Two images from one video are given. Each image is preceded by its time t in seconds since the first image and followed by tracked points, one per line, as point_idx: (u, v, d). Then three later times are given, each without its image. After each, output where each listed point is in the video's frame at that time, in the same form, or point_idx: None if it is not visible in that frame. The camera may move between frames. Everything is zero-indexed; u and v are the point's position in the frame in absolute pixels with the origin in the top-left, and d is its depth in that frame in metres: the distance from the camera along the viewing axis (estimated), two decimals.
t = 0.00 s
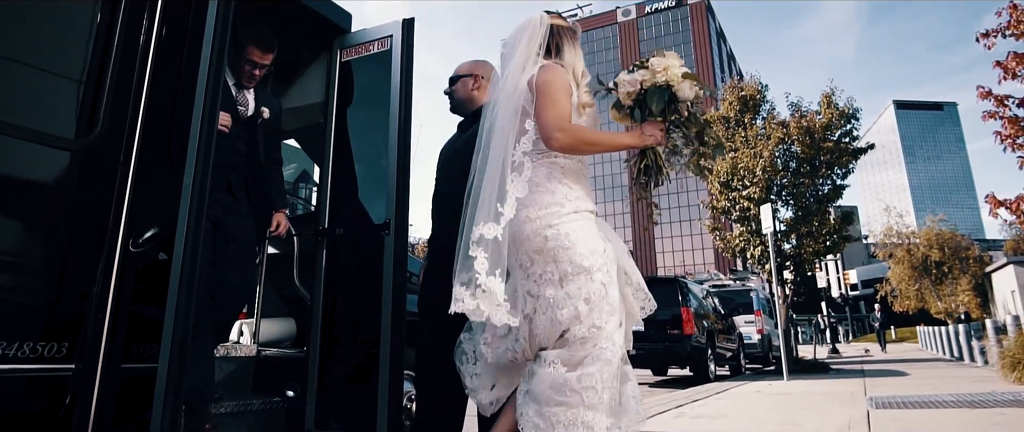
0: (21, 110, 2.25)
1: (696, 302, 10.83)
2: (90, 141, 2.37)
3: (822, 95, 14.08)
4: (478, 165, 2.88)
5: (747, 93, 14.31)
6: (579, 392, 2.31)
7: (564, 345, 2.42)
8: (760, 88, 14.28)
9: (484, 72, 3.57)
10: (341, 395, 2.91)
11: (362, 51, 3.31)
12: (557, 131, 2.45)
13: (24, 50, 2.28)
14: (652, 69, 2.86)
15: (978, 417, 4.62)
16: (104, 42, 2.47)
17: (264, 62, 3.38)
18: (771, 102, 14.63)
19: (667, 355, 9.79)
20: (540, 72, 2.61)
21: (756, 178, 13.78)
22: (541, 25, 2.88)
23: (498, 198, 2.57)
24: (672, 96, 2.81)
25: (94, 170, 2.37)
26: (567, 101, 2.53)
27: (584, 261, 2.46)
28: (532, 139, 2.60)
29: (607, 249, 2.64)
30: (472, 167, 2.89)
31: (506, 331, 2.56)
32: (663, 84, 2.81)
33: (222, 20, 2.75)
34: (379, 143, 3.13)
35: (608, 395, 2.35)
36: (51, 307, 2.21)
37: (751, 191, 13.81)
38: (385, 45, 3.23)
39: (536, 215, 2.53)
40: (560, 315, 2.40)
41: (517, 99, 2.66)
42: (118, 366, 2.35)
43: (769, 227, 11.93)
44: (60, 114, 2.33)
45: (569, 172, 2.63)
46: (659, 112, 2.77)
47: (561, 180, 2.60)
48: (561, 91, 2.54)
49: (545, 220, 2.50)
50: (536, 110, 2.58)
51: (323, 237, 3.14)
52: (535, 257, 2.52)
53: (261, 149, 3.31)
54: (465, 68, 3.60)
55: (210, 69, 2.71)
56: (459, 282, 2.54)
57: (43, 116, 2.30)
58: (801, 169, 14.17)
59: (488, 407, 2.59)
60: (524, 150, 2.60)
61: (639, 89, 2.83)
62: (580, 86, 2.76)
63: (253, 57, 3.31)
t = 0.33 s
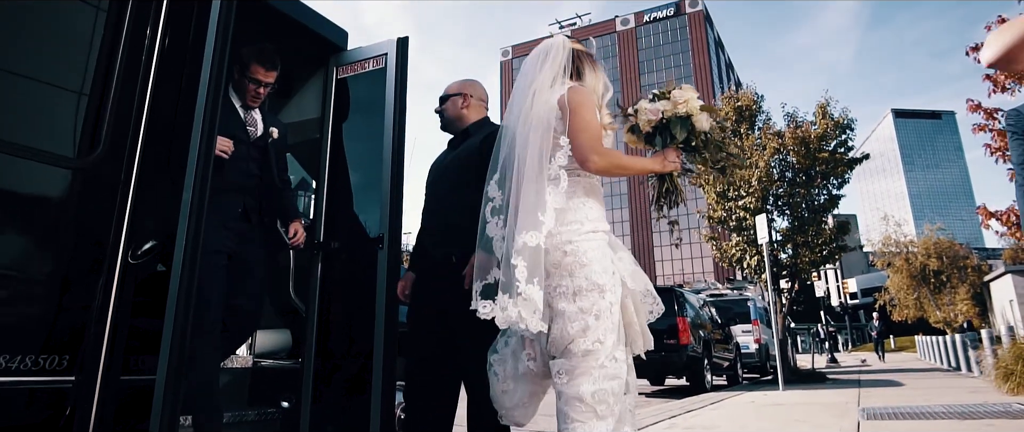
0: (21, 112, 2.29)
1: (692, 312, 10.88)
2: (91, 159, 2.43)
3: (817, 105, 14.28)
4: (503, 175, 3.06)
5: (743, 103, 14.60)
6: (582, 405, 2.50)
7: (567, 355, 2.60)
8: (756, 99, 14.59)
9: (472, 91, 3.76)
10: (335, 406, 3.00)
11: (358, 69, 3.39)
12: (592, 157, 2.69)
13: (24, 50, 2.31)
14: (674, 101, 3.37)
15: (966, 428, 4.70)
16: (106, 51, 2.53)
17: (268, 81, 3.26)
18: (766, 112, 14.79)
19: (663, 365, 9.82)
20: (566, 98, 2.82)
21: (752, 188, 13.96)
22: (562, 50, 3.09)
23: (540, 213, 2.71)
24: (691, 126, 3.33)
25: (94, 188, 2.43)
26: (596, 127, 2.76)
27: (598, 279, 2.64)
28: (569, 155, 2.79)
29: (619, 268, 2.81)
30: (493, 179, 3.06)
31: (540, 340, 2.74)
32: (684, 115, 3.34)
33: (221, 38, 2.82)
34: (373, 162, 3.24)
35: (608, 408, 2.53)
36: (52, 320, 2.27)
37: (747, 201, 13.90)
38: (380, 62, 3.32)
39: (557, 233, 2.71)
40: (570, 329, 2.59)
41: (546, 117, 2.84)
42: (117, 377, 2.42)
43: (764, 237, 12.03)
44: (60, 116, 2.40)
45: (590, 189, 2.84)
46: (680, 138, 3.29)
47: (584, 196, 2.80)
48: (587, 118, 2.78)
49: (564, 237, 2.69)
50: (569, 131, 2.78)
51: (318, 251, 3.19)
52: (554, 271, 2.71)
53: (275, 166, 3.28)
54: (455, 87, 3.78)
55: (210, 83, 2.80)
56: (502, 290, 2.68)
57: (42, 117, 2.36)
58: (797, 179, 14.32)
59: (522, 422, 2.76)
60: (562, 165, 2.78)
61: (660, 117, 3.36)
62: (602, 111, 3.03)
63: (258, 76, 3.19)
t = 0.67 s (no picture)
0: (21, 112, 2.32)
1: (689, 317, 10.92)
2: (95, 177, 2.46)
3: (814, 111, 14.31)
4: (523, 191, 3.39)
5: (740, 109, 14.49)
6: (576, 405, 2.87)
7: (569, 360, 2.97)
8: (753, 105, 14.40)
9: (462, 105, 3.84)
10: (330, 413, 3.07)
11: (354, 82, 3.45)
12: (622, 182, 3.13)
13: (24, 49, 2.35)
14: (690, 132, 3.95)
15: None
16: (110, 61, 2.59)
17: (275, 96, 3.34)
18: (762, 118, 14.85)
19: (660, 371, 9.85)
20: (595, 124, 3.20)
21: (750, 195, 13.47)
22: (581, 78, 3.50)
23: (568, 234, 3.11)
24: (703, 153, 3.91)
25: (98, 203, 2.47)
26: (622, 156, 3.19)
27: (611, 297, 2.99)
28: (602, 175, 3.15)
29: (631, 286, 3.11)
30: (515, 193, 3.38)
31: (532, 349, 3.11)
32: (698, 145, 3.92)
33: (221, 56, 2.88)
34: (370, 169, 3.31)
35: (601, 412, 2.86)
36: (56, 327, 2.32)
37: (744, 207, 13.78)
38: (376, 76, 3.41)
39: (576, 250, 3.06)
40: (579, 338, 2.94)
41: (573, 142, 3.20)
42: (118, 385, 2.50)
43: (760, 242, 12.12)
44: (60, 118, 2.43)
45: (610, 209, 3.24)
46: (694, 166, 3.86)
47: (602, 216, 3.15)
48: (614, 146, 3.20)
49: (584, 256, 3.02)
50: (601, 154, 3.16)
51: (314, 259, 3.24)
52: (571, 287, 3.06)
53: (289, 185, 3.32)
54: (446, 101, 3.86)
55: (210, 102, 2.87)
56: (549, 303, 3.05)
57: (41, 117, 2.37)
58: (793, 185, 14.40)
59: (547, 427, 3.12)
60: (594, 185, 3.13)
61: (675, 145, 3.93)
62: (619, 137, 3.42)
63: (264, 91, 3.27)
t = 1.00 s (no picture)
0: (21, 112, 2.37)
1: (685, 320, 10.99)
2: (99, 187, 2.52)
3: (808, 114, 14.47)
4: (549, 215, 3.90)
5: (736, 112, 14.82)
6: (595, 405, 3.28)
7: (591, 367, 3.37)
8: (748, 108, 14.74)
9: (453, 117, 3.93)
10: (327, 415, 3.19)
11: (353, 90, 3.53)
12: (645, 205, 3.58)
13: (26, 52, 2.42)
14: (704, 158, 4.24)
15: None
16: (114, 67, 2.65)
17: (284, 116, 3.29)
18: (758, 121, 14.95)
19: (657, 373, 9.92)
20: (617, 150, 3.66)
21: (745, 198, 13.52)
22: (598, 107, 3.92)
23: (596, 254, 3.55)
24: (716, 179, 4.20)
25: (102, 210, 2.53)
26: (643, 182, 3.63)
27: (633, 315, 3.42)
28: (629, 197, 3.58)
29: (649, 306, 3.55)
30: (542, 217, 3.89)
31: (552, 356, 3.55)
32: (711, 171, 4.21)
33: (222, 79, 2.71)
34: (368, 170, 3.42)
35: (617, 413, 3.28)
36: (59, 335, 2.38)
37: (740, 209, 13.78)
38: (374, 86, 3.50)
39: (604, 268, 3.51)
40: (602, 349, 3.35)
41: (599, 168, 3.64)
42: (121, 390, 2.55)
43: (755, 245, 12.23)
44: (59, 121, 2.48)
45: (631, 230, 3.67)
46: (706, 190, 4.15)
47: (631, 233, 3.59)
48: (634, 171, 3.65)
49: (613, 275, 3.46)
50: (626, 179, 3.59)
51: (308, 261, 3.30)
52: (599, 302, 3.47)
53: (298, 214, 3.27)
54: (436, 113, 3.94)
55: (210, 124, 2.71)
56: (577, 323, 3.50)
57: (42, 119, 2.44)
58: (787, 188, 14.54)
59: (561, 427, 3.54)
60: (622, 205, 3.57)
61: (692, 169, 4.20)
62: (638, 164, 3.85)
63: (275, 112, 3.22)
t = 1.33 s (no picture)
0: (20, 114, 2.35)
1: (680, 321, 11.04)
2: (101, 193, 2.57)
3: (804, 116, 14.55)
4: (570, 225, 3.96)
5: (732, 114, 15.02)
6: (644, 407, 3.33)
7: (637, 376, 3.43)
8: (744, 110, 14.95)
9: (445, 126, 4.01)
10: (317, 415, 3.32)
11: (350, 97, 3.65)
12: (658, 212, 3.68)
13: (32, 55, 2.41)
14: (715, 170, 4.33)
15: None
16: (118, 73, 2.69)
17: (307, 116, 3.28)
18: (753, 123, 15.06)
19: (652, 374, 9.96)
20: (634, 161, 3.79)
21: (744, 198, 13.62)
22: (613, 123, 4.01)
23: (625, 263, 3.62)
24: (728, 191, 4.27)
25: (105, 218, 2.58)
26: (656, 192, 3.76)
27: (663, 321, 3.55)
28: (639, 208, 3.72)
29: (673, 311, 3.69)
30: (565, 228, 3.95)
31: (588, 365, 3.55)
32: (722, 182, 4.30)
33: (221, 103, 2.77)
34: (366, 170, 3.60)
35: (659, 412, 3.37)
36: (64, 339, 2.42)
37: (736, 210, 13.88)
38: (372, 93, 3.62)
39: (634, 277, 3.59)
40: (647, 359, 3.42)
41: (620, 179, 3.74)
42: (125, 393, 2.60)
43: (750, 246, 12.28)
44: (59, 123, 2.47)
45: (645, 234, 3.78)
46: (718, 201, 4.21)
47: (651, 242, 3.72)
48: (649, 182, 3.78)
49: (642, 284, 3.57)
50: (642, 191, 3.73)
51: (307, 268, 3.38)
52: (628, 308, 3.56)
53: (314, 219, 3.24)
54: (429, 122, 4.02)
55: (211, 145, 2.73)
56: (600, 324, 3.56)
57: (42, 122, 2.42)
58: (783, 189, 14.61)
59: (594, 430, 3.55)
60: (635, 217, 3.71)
61: (702, 181, 4.29)
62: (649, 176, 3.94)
63: (297, 114, 3.20)
